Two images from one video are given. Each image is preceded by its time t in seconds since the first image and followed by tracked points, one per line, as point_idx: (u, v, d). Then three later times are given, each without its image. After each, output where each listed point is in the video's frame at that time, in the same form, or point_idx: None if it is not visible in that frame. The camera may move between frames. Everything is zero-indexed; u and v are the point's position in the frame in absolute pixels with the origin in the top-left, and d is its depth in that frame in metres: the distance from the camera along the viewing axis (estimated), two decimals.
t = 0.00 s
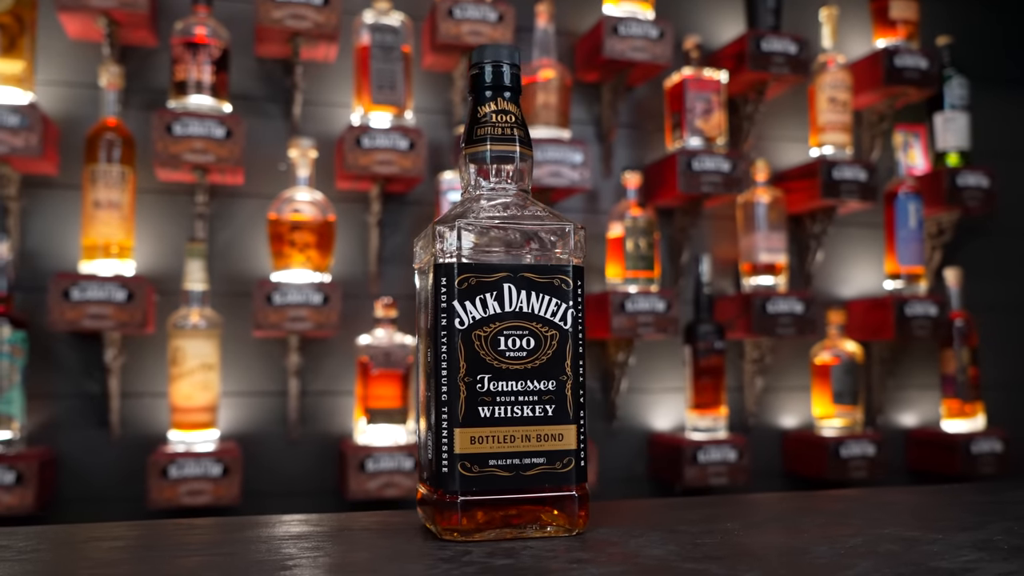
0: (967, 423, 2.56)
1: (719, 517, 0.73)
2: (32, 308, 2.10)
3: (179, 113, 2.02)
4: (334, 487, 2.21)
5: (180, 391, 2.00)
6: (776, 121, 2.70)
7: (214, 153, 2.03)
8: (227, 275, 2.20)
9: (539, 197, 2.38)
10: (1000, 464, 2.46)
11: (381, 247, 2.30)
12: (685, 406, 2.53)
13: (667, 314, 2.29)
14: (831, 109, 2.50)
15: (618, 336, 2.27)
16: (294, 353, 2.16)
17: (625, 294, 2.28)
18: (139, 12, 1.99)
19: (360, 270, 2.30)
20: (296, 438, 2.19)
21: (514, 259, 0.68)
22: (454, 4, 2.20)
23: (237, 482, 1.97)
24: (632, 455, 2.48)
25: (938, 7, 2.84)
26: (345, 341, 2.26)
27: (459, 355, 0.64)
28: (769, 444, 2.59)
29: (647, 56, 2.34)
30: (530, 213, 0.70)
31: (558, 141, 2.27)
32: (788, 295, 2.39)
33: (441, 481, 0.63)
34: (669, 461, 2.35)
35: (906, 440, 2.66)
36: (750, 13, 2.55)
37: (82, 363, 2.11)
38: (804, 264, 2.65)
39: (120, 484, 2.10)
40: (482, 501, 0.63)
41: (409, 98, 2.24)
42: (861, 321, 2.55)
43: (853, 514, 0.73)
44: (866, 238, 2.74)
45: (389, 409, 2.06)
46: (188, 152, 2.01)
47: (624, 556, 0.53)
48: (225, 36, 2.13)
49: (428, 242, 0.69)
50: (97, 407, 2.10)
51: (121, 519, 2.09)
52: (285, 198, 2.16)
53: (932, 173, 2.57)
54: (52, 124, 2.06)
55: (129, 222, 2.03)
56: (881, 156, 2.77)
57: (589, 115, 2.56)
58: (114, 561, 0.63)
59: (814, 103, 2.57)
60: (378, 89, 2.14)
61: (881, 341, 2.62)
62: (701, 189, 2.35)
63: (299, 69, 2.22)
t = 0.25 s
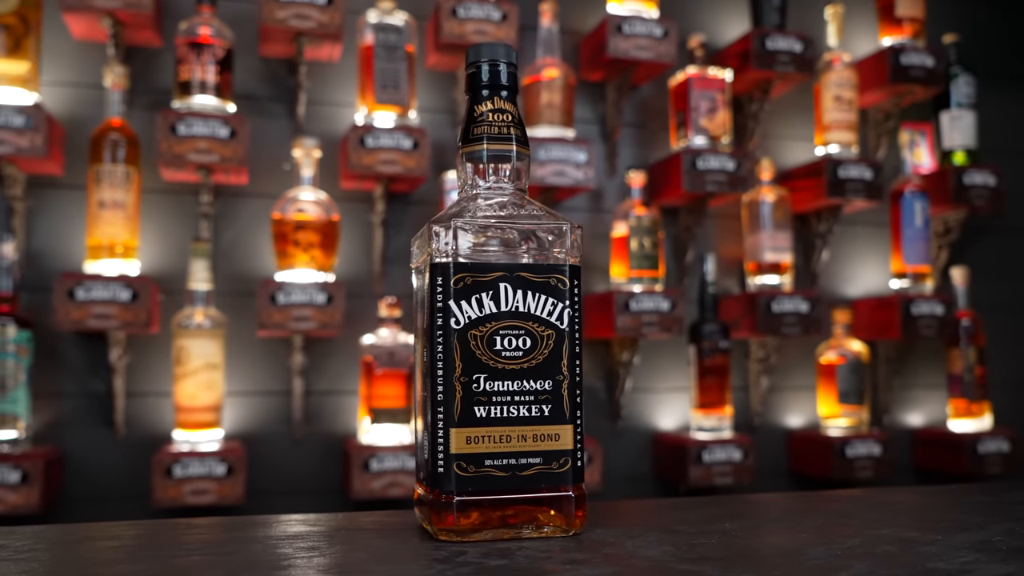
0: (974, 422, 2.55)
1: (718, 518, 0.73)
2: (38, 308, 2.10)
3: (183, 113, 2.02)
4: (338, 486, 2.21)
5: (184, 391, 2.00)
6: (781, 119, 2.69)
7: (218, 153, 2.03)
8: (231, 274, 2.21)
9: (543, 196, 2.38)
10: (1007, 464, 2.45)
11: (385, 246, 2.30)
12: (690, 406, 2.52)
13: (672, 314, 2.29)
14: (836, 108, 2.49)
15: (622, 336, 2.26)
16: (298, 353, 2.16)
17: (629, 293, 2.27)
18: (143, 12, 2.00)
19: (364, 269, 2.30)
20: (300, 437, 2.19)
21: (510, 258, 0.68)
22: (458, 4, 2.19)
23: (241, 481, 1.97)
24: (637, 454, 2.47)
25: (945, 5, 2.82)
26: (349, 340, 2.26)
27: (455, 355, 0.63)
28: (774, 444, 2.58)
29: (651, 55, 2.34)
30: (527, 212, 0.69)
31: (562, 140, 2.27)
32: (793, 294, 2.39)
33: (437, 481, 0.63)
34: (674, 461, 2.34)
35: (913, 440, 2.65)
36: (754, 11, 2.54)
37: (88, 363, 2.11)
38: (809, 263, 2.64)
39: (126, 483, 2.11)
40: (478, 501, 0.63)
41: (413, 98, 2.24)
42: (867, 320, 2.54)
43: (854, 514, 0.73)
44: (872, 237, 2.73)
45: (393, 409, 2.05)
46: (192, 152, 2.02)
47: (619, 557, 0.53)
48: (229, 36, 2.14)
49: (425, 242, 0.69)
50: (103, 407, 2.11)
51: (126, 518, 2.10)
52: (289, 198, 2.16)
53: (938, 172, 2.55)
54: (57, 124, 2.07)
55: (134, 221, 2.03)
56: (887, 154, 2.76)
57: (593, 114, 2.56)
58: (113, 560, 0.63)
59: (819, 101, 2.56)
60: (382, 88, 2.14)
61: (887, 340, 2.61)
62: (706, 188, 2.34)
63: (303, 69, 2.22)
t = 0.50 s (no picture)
0: (981, 422, 2.53)
1: (717, 517, 0.72)
2: (43, 308, 2.11)
3: (187, 113, 2.03)
4: (343, 485, 2.21)
5: (189, 390, 2.01)
6: (787, 118, 2.69)
7: (222, 153, 2.03)
8: (236, 274, 2.21)
9: (547, 195, 2.37)
10: (1014, 463, 2.43)
11: (389, 246, 2.30)
12: (694, 405, 2.52)
13: (677, 313, 2.28)
14: (842, 106, 2.48)
15: (627, 335, 2.26)
16: (303, 352, 2.16)
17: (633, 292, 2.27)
18: (147, 12, 2.00)
19: (369, 269, 2.30)
20: (305, 436, 2.19)
21: (506, 258, 0.67)
22: (462, 3, 2.19)
23: (246, 480, 1.97)
24: (641, 454, 2.47)
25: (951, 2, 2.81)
26: (354, 339, 2.26)
27: (451, 354, 0.63)
28: (779, 443, 2.57)
29: (655, 54, 2.33)
30: (523, 212, 0.69)
31: (566, 139, 2.26)
32: (798, 293, 2.38)
33: (433, 481, 0.63)
34: (678, 460, 2.34)
35: (919, 439, 2.64)
36: (759, 10, 2.53)
37: (93, 362, 2.12)
38: (815, 262, 2.63)
39: (131, 482, 2.11)
40: (474, 501, 0.63)
41: (417, 97, 2.24)
42: (873, 319, 2.54)
43: (854, 514, 0.72)
44: (878, 236, 2.72)
45: (397, 408, 2.05)
46: (196, 152, 2.02)
47: (613, 557, 0.52)
48: (233, 36, 2.14)
49: (420, 241, 0.69)
50: (108, 406, 2.11)
51: (131, 518, 2.11)
52: (293, 198, 2.16)
53: (945, 170, 2.54)
54: (61, 124, 2.08)
55: (138, 222, 2.04)
56: (893, 153, 2.75)
57: (598, 113, 2.55)
58: (109, 559, 0.62)
59: (824, 100, 2.55)
60: (386, 88, 2.14)
61: (893, 339, 2.61)
62: (710, 187, 2.33)
63: (308, 69, 2.22)
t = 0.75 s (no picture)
0: (989, 421, 2.52)
1: (716, 517, 0.72)
2: (49, 307, 2.12)
3: (192, 113, 2.03)
4: (348, 484, 2.21)
5: (194, 389, 2.01)
6: (793, 116, 2.68)
7: (227, 152, 2.04)
8: (240, 273, 2.22)
9: (552, 194, 2.37)
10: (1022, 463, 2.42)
11: (394, 245, 2.30)
12: (700, 404, 2.51)
13: (682, 312, 2.28)
14: (848, 104, 2.47)
15: (632, 334, 2.26)
16: (308, 351, 2.16)
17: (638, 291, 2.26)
18: (152, 12, 2.00)
19: (373, 268, 2.31)
20: (310, 435, 2.19)
21: (503, 257, 0.67)
22: (466, 2, 2.19)
23: (251, 479, 1.98)
24: (647, 452, 2.46)
25: None
26: (359, 338, 2.27)
27: (446, 354, 0.63)
28: (785, 442, 2.57)
29: (660, 52, 2.33)
30: (519, 212, 0.69)
31: (570, 137, 2.26)
32: (804, 291, 2.37)
33: (428, 481, 0.63)
34: (684, 459, 2.33)
35: (926, 438, 2.63)
36: (764, 7, 2.52)
37: (98, 361, 2.13)
38: (821, 261, 2.62)
39: (137, 481, 2.12)
40: (469, 501, 0.63)
41: (421, 96, 2.24)
42: (880, 318, 2.52)
43: (854, 514, 0.72)
44: (884, 234, 2.70)
45: (401, 407, 2.04)
46: (201, 151, 2.02)
47: (608, 557, 0.52)
48: (237, 36, 2.14)
49: (417, 241, 0.69)
50: (114, 405, 2.12)
51: (137, 516, 2.11)
52: (298, 196, 2.15)
53: (952, 168, 2.52)
54: (67, 124, 2.08)
55: (143, 221, 2.05)
56: (900, 151, 2.74)
57: (603, 112, 2.55)
58: (105, 558, 0.62)
59: (830, 98, 2.54)
60: (390, 87, 2.14)
61: (900, 338, 2.59)
62: (716, 185, 2.33)
63: (312, 68, 2.22)
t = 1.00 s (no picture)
0: (998, 420, 2.51)
1: (715, 517, 0.72)
2: (56, 306, 2.13)
3: (198, 112, 2.03)
4: (354, 482, 2.22)
5: (200, 388, 2.01)
6: (800, 114, 2.67)
7: (232, 151, 2.04)
8: (246, 272, 2.22)
9: (557, 192, 2.37)
10: None
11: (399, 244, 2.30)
12: (706, 403, 2.50)
13: (688, 310, 2.27)
14: (855, 101, 2.46)
15: (638, 332, 2.25)
16: (313, 350, 2.17)
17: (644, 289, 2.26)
18: (158, 12, 2.01)
19: (379, 267, 2.31)
20: (316, 434, 2.20)
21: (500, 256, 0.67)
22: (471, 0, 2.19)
23: (257, 478, 1.98)
24: (653, 451, 2.46)
25: None
26: (365, 337, 2.27)
27: (442, 353, 0.63)
28: (793, 440, 2.56)
29: (666, 50, 2.32)
30: (516, 210, 0.69)
31: (576, 136, 2.26)
32: (811, 290, 2.36)
33: (424, 480, 0.63)
34: (690, 458, 2.33)
35: (935, 437, 2.61)
36: (771, 5, 2.51)
37: (105, 360, 2.13)
38: (828, 259, 2.61)
39: (144, 479, 2.12)
40: (466, 500, 0.62)
41: (427, 95, 2.24)
42: (887, 316, 2.51)
43: (855, 514, 0.72)
44: (892, 232, 2.69)
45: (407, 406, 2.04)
46: (207, 151, 2.03)
47: (602, 557, 0.52)
48: (243, 35, 2.15)
49: (413, 239, 0.69)
50: (121, 404, 2.13)
51: (145, 515, 2.12)
52: (304, 195, 2.17)
53: (960, 166, 2.51)
54: (73, 124, 2.09)
55: (150, 220, 2.05)
56: (908, 148, 2.72)
57: (609, 110, 2.54)
58: (102, 557, 0.62)
59: (838, 95, 2.53)
60: (395, 85, 2.14)
61: (908, 336, 2.58)
62: (722, 183, 2.32)
63: (317, 67, 2.23)
